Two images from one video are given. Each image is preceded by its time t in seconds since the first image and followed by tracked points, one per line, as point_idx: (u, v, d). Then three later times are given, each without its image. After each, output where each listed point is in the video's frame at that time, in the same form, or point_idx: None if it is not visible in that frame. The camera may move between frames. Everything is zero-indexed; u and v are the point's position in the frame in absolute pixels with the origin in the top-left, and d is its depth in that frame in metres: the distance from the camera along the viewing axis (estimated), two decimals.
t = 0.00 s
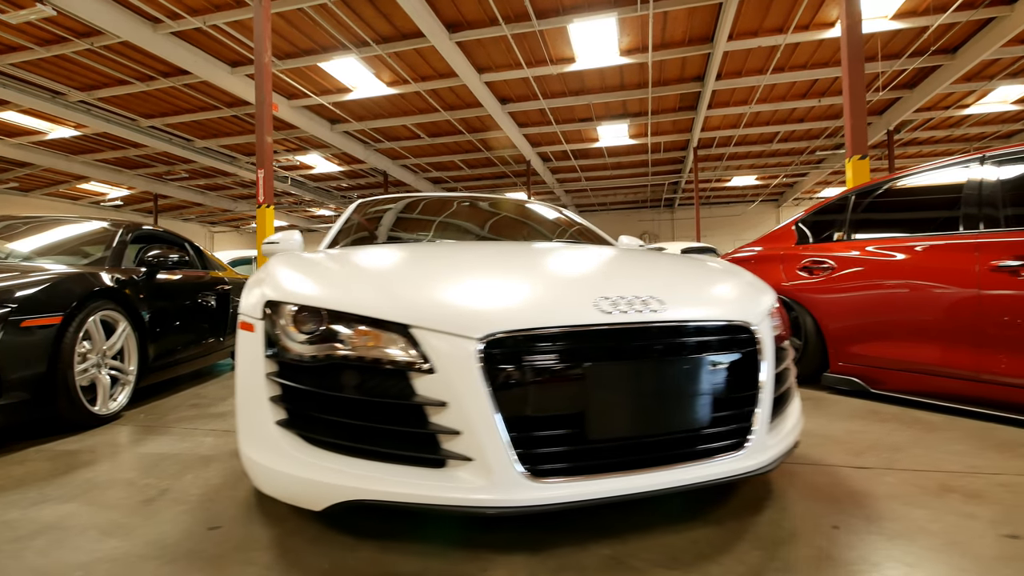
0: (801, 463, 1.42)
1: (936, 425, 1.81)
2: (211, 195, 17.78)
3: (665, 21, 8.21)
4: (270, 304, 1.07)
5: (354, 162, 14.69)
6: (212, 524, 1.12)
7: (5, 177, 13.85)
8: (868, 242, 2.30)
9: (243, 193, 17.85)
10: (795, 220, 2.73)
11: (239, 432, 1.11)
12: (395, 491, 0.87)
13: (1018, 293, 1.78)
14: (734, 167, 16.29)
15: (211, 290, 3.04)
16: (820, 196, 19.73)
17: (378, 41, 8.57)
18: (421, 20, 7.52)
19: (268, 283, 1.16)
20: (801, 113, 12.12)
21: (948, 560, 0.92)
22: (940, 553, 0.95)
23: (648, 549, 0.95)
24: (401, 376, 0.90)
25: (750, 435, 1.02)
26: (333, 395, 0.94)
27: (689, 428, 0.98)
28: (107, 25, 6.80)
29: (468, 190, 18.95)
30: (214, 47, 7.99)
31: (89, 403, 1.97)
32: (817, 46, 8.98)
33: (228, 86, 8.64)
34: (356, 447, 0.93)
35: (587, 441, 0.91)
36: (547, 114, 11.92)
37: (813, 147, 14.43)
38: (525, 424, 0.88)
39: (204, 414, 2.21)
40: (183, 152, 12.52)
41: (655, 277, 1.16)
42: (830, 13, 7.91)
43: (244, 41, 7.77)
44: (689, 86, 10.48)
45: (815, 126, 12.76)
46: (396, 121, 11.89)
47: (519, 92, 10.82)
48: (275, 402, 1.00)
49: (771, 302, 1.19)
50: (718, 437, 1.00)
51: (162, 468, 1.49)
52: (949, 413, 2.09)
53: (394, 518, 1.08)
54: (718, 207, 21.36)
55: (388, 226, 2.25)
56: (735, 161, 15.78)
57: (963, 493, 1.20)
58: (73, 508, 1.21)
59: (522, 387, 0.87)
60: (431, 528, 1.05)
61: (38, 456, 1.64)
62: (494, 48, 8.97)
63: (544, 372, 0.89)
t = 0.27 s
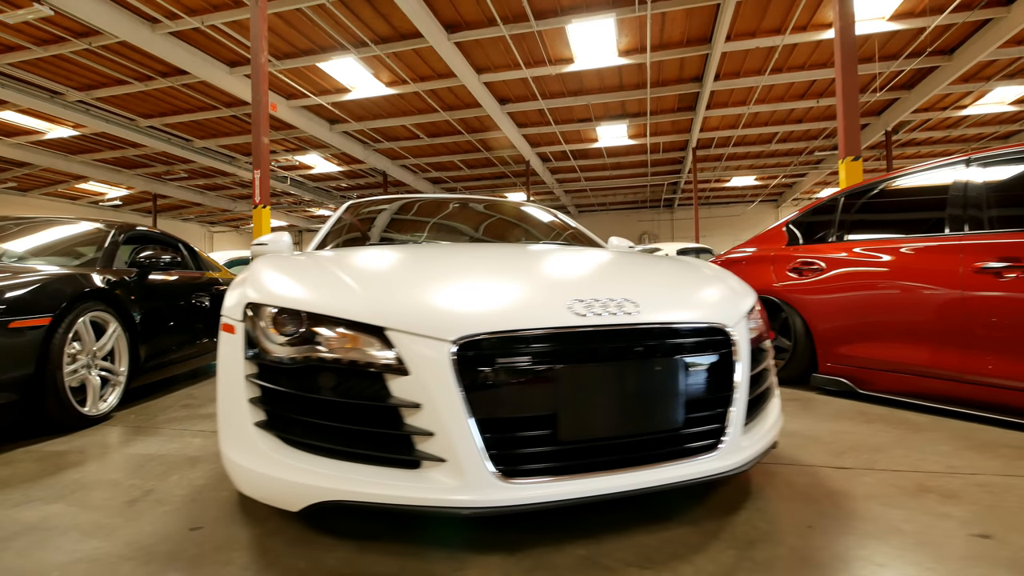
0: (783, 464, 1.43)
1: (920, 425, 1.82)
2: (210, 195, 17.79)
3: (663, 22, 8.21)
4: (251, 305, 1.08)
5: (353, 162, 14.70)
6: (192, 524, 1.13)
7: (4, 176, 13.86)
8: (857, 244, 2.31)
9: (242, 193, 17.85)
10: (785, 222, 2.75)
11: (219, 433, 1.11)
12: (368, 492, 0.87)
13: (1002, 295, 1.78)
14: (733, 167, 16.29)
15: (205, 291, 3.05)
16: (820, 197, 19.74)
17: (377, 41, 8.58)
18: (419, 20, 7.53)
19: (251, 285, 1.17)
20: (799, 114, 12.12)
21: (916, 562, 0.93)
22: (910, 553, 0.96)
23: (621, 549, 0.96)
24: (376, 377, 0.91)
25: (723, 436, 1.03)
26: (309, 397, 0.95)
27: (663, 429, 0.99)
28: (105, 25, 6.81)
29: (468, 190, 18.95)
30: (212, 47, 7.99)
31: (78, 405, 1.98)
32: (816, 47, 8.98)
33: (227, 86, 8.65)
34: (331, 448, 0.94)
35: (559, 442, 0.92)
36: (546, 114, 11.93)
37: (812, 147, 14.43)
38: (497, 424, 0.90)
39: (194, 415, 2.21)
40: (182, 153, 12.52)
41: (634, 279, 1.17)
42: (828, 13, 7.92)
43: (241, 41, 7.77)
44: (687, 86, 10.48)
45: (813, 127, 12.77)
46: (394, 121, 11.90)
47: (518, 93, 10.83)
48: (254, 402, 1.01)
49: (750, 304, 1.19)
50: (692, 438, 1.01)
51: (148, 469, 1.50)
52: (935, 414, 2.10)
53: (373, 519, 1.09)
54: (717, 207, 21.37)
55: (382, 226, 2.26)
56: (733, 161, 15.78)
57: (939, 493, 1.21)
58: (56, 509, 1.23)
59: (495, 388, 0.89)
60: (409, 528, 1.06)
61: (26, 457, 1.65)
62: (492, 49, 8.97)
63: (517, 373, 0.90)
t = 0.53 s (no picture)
0: (766, 464, 1.45)
1: (904, 426, 1.84)
2: (208, 194, 17.77)
3: (661, 23, 8.22)
4: (234, 307, 1.09)
5: (352, 163, 14.70)
6: (176, 525, 1.14)
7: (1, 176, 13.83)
8: (845, 245, 2.33)
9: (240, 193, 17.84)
10: (775, 224, 2.77)
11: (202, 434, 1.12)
12: (345, 493, 0.89)
13: (991, 297, 1.79)
14: (731, 168, 16.32)
15: (199, 291, 3.06)
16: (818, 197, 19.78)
17: (374, 42, 8.58)
18: (417, 21, 7.53)
19: (235, 287, 1.18)
20: (797, 114, 12.14)
21: (887, 561, 0.95)
22: (883, 553, 0.98)
23: (599, 549, 0.97)
24: (354, 380, 0.92)
25: (699, 437, 1.04)
26: (289, 399, 0.96)
27: (639, 430, 1.00)
28: (102, 25, 6.81)
29: (466, 190, 18.96)
30: (210, 47, 8.00)
31: (68, 406, 2.00)
32: (813, 48, 8.99)
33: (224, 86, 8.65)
34: (310, 449, 0.95)
35: (533, 443, 0.93)
36: (544, 115, 11.94)
37: (809, 148, 14.47)
38: (473, 426, 0.91)
39: (185, 416, 2.23)
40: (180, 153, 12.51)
41: (617, 282, 1.18)
42: (825, 15, 7.93)
43: (238, 41, 7.76)
44: (685, 87, 10.49)
45: (811, 128, 12.78)
46: (393, 121, 11.90)
47: (516, 93, 10.83)
48: (235, 404, 1.02)
49: (729, 307, 1.21)
50: (669, 439, 1.02)
51: (136, 470, 1.51)
52: (921, 415, 2.11)
53: (354, 520, 1.10)
54: (716, 208, 21.39)
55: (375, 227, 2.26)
56: (732, 162, 15.80)
57: (917, 494, 1.23)
58: (42, 510, 1.23)
59: (471, 390, 0.90)
60: (389, 530, 1.07)
61: (15, 458, 1.66)
62: (490, 49, 8.98)
63: (490, 376, 0.91)
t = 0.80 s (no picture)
0: (749, 465, 1.46)
1: (890, 427, 1.85)
2: (207, 195, 17.80)
3: (658, 24, 8.24)
4: (219, 309, 1.11)
5: (350, 163, 14.72)
6: (161, 525, 1.15)
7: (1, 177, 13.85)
8: (834, 246, 2.35)
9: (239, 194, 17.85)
10: (767, 224, 2.78)
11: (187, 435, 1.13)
12: (323, 493, 0.90)
13: (979, 298, 1.79)
14: (729, 168, 16.33)
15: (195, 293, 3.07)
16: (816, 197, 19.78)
17: (372, 43, 8.60)
18: (414, 22, 7.55)
19: (222, 289, 1.19)
20: (795, 115, 12.15)
21: (860, 560, 0.96)
22: (858, 552, 0.99)
23: (577, 549, 0.99)
24: (333, 381, 0.93)
25: (676, 439, 1.05)
26: (270, 400, 0.98)
27: (615, 431, 1.01)
28: (100, 27, 6.83)
29: (465, 191, 18.98)
30: (208, 48, 8.01)
31: (61, 406, 2.01)
32: (810, 48, 8.99)
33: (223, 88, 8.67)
34: (291, 450, 0.96)
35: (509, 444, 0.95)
36: (542, 115, 11.96)
37: (808, 148, 14.48)
38: (451, 428, 0.92)
39: (178, 416, 2.24)
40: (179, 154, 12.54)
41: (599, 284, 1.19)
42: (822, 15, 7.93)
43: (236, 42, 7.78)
44: (683, 87, 10.51)
45: (809, 128, 12.79)
46: (391, 122, 11.92)
47: (514, 94, 10.85)
48: (218, 406, 1.04)
49: (709, 309, 1.22)
50: (645, 441, 1.03)
51: (125, 470, 1.52)
52: (909, 416, 2.12)
53: (337, 519, 1.12)
54: (714, 208, 21.40)
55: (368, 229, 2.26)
56: (730, 162, 15.82)
57: (896, 494, 1.24)
58: (30, 510, 1.25)
59: (448, 391, 0.92)
60: (371, 530, 1.08)
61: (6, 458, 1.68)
62: (488, 50, 8.99)
63: (468, 378, 0.93)
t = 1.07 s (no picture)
0: (731, 464, 1.47)
1: (876, 427, 1.87)
2: (207, 196, 17.82)
3: (656, 24, 8.25)
4: (204, 310, 1.12)
5: (349, 163, 14.74)
6: (147, 523, 1.17)
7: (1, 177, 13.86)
8: (823, 248, 2.36)
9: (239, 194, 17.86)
10: (757, 226, 2.80)
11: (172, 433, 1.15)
12: (302, 492, 0.92)
13: (964, 299, 1.80)
14: (728, 168, 16.34)
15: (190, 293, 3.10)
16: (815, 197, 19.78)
17: (370, 44, 8.61)
18: (412, 22, 7.55)
19: (209, 290, 1.21)
20: (793, 115, 12.15)
21: (830, 557, 0.97)
22: (831, 551, 0.99)
23: (554, 547, 1.00)
24: (313, 382, 0.95)
25: (651, 439, 1.06)
26: (251, 401, 0.99)
27: (591, 431, 1.03)
28: (98, 27, 6.84)
29: (465, 191, 18.99)
30: (207, 49, 8.03)
31: (54, 407, 2.03)
32: (809, 48, 8.99)
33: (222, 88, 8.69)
34: (271, 450, 0.98)
35: (483, 444, 0.96)
36: (541, 116, 11.97)
37: (807, 149, 14.48)
38: (428, 428, 0.94)
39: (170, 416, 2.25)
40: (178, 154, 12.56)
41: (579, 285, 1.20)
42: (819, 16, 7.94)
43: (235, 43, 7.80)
44: (681, 88, 10.52)
45: (808, 128, 12.79)
46: (390, 122, 11.94)
47: (512, 95, 10.86)
48: (202, 406, 1.05)
49: (691, 311, 1.23)
50: (621, 440, 1.05)
51: (115, 469, 1.54)
52: (896, 416, 2.13)
53: (319, 518, 1.13)
54: (714, 208, 21.40)
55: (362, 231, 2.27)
56: (729, 162, 15.81)
57: (874, 493, 1.25)
58: (18, 508, 1.26)
59: (423, 391, 0.93)
60: (353, 527, 1.10)
61: None
62: (486, 51, 9.00)
63: (445, 378, 0.94)
